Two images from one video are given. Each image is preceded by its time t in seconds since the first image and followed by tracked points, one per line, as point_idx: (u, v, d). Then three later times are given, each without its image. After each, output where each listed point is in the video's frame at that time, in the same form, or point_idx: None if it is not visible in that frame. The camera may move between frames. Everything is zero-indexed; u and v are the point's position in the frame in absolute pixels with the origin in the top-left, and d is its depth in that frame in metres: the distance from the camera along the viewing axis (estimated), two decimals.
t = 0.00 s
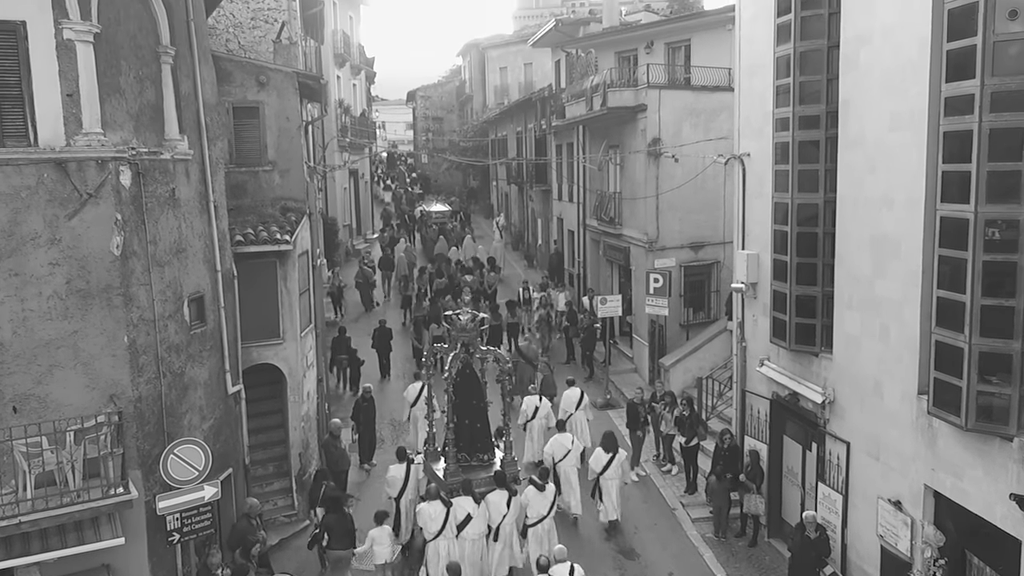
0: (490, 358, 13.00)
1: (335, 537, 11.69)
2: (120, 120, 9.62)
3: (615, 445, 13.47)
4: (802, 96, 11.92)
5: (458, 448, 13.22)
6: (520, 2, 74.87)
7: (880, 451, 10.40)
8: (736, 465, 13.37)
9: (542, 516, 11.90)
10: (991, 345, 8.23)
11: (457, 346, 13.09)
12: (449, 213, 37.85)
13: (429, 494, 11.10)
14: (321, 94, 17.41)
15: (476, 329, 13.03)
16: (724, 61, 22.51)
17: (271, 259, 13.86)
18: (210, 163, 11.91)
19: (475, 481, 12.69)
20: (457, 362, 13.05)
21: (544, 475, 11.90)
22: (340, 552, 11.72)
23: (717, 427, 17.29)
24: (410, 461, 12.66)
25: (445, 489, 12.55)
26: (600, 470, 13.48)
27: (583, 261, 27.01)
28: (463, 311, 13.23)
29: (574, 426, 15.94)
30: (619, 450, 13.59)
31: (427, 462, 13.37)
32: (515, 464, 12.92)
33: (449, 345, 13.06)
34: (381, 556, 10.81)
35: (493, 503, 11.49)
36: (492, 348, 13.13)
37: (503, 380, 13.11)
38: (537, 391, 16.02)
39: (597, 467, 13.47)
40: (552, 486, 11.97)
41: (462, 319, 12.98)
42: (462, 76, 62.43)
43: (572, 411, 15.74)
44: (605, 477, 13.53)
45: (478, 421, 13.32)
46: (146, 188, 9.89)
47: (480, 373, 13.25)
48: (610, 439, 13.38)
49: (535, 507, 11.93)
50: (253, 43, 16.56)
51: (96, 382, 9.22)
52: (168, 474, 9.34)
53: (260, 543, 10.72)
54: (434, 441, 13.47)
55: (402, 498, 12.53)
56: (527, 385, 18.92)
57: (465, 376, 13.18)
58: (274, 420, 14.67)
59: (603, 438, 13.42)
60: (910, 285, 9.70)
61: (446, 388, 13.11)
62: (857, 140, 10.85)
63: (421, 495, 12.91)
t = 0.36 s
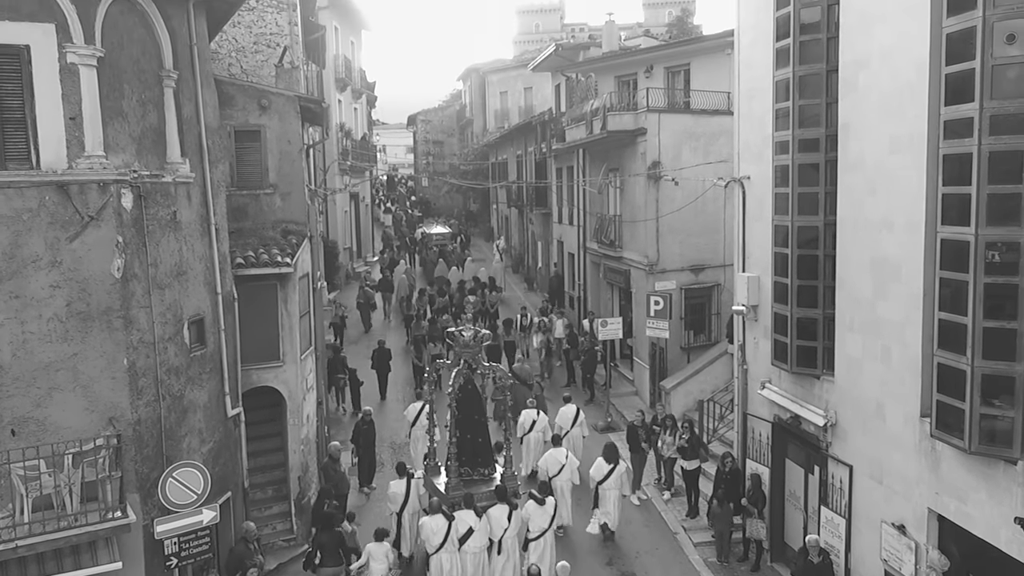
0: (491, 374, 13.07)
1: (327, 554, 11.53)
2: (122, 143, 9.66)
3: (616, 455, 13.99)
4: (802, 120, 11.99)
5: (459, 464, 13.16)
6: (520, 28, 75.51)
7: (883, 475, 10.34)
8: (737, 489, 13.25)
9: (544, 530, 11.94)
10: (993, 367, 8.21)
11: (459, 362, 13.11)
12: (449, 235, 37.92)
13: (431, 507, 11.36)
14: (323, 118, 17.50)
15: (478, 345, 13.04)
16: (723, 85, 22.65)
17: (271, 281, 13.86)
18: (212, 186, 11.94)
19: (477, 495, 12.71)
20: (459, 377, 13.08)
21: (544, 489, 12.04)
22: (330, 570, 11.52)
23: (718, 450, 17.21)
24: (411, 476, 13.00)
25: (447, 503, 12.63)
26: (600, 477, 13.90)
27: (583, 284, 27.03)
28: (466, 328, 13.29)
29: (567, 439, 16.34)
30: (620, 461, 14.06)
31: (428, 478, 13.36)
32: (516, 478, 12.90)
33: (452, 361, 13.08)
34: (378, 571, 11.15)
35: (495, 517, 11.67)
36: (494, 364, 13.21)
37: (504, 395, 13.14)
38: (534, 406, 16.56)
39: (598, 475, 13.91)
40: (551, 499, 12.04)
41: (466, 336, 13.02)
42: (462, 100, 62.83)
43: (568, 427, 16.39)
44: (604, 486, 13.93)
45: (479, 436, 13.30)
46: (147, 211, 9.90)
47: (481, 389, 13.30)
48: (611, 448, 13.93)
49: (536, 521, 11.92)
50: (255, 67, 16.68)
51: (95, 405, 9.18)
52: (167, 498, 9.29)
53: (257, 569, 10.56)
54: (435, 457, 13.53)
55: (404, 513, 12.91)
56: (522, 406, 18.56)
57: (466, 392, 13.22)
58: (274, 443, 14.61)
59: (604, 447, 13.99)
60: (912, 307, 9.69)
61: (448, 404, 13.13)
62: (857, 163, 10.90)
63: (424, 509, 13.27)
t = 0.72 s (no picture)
0: (487, 375, 13.62)
1: (321, 547, 11.50)
2: (123, 149, 9.67)
3: (611, 456, 14.17)
4: (801, 126, 12.01)
5: (458, 463, 13.77)
6: (520, 35, 75.73)
7: (883, 480, 10.33)
8: (737, 494, 13.14)
9: (541, 526, 12.19)
10: (993, 372, 8.22)
11: (456, 363, 13.67)
12: (450, 241, 37.97)
13: (431, 505, 11.44)
14: (323, 124, 17.53)
15: (474, 346, 13.65)
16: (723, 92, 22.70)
17: (271, 286, 13.86)
18: (212, 192, 11.95)
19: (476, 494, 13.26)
20: (457, 379, 13.64)
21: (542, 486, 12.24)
22: (324, 563, 11.52)
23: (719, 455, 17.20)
24: (410, 475, 13.13)
25: (447, 501, 13.16)
26: (597, 478, 14.06)
27: (583, 290, 27.07)
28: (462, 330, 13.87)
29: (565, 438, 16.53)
30: (616, 462, 14.22)
31: (428, 477, 13.93)
32: (513, 477, 13.55)
33: (449, 363, 13.67)
34: (375, 564, 11.51)
35: (493, 515, 11.73)
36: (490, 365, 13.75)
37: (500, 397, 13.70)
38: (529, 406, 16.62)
39: (595, 476, 14.06)
40: (548, 497, 12.24)
41: (462, 338, 13.62)
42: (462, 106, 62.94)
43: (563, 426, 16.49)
44: (601, 486, 14.08)
45: (477, 436, 13.88)
46: (147, 216, 9.90)
47: (478, 390, 13.78)
48: (607, 448, 14.12)
49: (534, 518, 12.17)
50: (256, 74, 16.71)
51: (95, 410, 9.18)
52: (166, 502, 9.23)
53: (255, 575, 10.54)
54: (433, 457, 14.12)
55: (403, 512, 12.99)
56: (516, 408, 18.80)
57: (463, 393, 13.76)
58: (273, 448, 14.60)
59: (600, 448, 14.16)
60: (912, 311, 9.70)
61: (447, 405, 13.71)
62: (857, 168, 10.91)
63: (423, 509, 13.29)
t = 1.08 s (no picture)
0: (484, 367, 13.94)
1: (316, 540, 12.05)
2: (123, 149, 9.69)
3: (603, 446, 14.57)
4: (801, 126, 12.03)
5: (455, 455, 13.92)
6: (520, 35, 75.77)
7: (882, 479, 10.35)
8: (735, 493, 13.09)
9: (536, 516, 12.71)
10: (990, 371, 8.24)
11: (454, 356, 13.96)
12: (450, 240, 38.01)
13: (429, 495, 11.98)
14: (323, 124, 17.54)
15: (471, 340, 14.03)
16: (723, 92, 22.72)
17: (271, 287, 13.86)
18: (212, 191, 11.96)
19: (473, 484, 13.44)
20: (454, 371, 13.84)
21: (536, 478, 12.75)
22: (319, 554, 12.06)
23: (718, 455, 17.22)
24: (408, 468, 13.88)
25: (444, 492, 13.32)
26: (590, 467, 14.52)
27: (583, 290, 27.08)
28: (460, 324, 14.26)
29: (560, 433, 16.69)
30: (608, 451, 14.64)
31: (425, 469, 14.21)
32: (510, 468, 13.88)
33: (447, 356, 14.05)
34: (370, 559, 11.69)
35: (490, 505, 12.25)
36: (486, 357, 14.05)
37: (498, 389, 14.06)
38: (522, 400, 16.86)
39: (588, 465, 14.51)
40: (543, 489, 12.81)
41: (459, 331, 14.01)
42: (461, 106, 62.94)
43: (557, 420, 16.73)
44: (595, 475, 14.61)
45: (473, 428, 14.02)
46: (148, 216, 9.93)
47: (474, 383, 14.02)
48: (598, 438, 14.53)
49: (528, 508, 12.70)
50: (255, 74, 16.73)
51: (95, 409, 9.20)
52: (166, 502, 9.25)
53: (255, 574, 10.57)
54: (430, 449, 14.36)
55: (399, 504, 13.69)
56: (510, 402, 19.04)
57: (461, 386, 13.90)
58: (273, 448, 14.61)
59: (591, 438, 14.56)
60: (910, 311, 9.71)
61: (444, 397, 13.90)
62: (855, 167, 10.93)
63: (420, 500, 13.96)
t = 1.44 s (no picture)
0: (481, 365, 14.57)
1: (313, 530, 12.24)
2: (122, 150, 9.71)
3: (597, 441, 14.84)
4: (799, 126, 12.04)
5: (454, 450, 14.45)
6: (520, 35, 75.82)
7: (880, 480, 10.36)
8: (734, 492, 13.07)
9: (533, 510, 12.83)
10: (987, 372, 8.26)
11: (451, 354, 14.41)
12: (449, 240, 38.08)
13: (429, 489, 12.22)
14: (322, 125, 17.57)
15: (467, 337, 14.46)
16: (722, 92, 22.74)
17: (270, 287, 13.87)
18: (210, 192, 11.98)
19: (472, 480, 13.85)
20: (452, 367, 14.31)
21: (534, 471, 12.72)
22: (319, 544, 12.27)
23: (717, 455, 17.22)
24: (407, 464, 13.91)
25: (443, 486, 13.84)
26: (584, 462, 14.82)
27: (582, 290, 27.08)
28: (456, 322, 14.69)
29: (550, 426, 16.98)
30: (602, 447, 14.89)
31: (424, 464, 14.66)
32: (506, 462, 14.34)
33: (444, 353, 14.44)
34: (365, 550, 11.78)
35: (489, 499, 12.49)
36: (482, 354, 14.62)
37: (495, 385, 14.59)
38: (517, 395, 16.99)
39: (581, 460, 14.83)
40: (540, 482, 12.80)
41: (456, 329, 14.43)
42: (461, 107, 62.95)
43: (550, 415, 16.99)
44: (588, 470, 14.87)
45: (471, 424, 14.62)
46: (147, 216, 9.96)
47: (472, 380, 14.55)
48: (593, 434, 14.79)
49: (526, 501, 12.75)
50: (255, 74, 16.76)
51: (94, 410, 9.22)
52: (165, 502, 9.28)
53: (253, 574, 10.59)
54: (428, 444, 14.84)
55: (398, 496, 13.73)
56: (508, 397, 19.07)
57: (459, 383, 14.35)
58: (272, 448, 14.65)
59: (586, 434, 14.82)
60: (908, 312, 9.73)
61: (443, 394, 14.36)
62: (853, 168, 10.94)
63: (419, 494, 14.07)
